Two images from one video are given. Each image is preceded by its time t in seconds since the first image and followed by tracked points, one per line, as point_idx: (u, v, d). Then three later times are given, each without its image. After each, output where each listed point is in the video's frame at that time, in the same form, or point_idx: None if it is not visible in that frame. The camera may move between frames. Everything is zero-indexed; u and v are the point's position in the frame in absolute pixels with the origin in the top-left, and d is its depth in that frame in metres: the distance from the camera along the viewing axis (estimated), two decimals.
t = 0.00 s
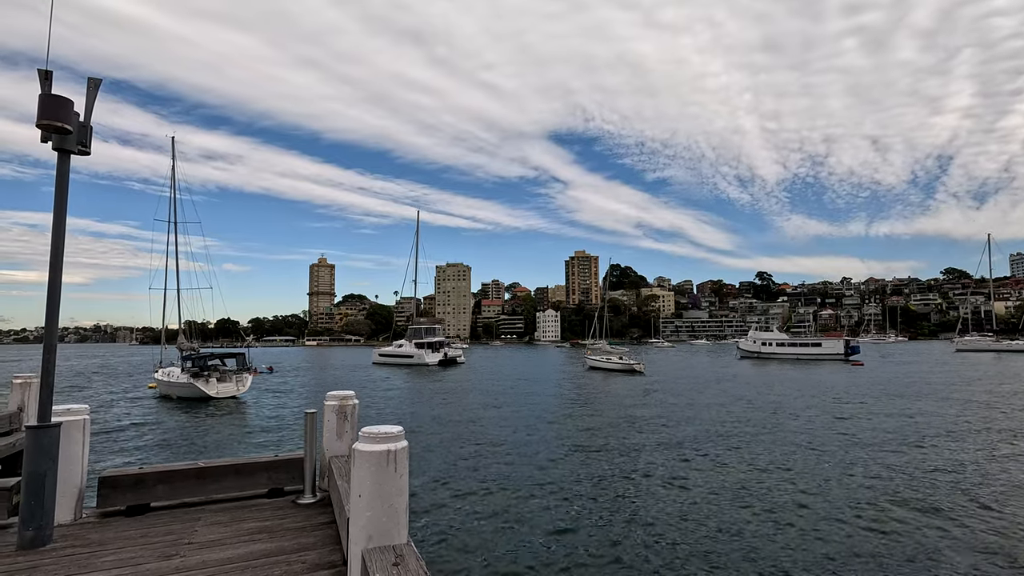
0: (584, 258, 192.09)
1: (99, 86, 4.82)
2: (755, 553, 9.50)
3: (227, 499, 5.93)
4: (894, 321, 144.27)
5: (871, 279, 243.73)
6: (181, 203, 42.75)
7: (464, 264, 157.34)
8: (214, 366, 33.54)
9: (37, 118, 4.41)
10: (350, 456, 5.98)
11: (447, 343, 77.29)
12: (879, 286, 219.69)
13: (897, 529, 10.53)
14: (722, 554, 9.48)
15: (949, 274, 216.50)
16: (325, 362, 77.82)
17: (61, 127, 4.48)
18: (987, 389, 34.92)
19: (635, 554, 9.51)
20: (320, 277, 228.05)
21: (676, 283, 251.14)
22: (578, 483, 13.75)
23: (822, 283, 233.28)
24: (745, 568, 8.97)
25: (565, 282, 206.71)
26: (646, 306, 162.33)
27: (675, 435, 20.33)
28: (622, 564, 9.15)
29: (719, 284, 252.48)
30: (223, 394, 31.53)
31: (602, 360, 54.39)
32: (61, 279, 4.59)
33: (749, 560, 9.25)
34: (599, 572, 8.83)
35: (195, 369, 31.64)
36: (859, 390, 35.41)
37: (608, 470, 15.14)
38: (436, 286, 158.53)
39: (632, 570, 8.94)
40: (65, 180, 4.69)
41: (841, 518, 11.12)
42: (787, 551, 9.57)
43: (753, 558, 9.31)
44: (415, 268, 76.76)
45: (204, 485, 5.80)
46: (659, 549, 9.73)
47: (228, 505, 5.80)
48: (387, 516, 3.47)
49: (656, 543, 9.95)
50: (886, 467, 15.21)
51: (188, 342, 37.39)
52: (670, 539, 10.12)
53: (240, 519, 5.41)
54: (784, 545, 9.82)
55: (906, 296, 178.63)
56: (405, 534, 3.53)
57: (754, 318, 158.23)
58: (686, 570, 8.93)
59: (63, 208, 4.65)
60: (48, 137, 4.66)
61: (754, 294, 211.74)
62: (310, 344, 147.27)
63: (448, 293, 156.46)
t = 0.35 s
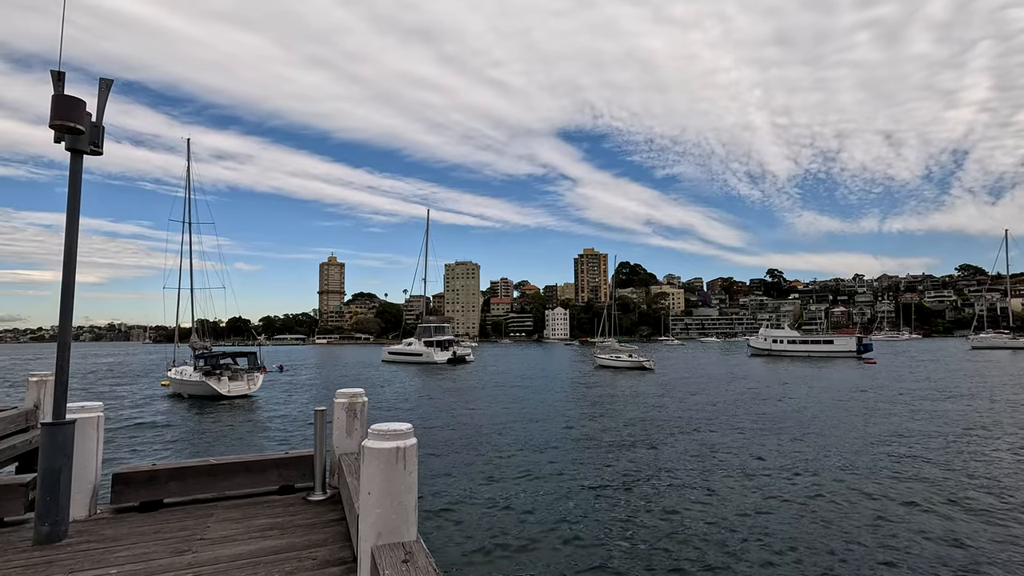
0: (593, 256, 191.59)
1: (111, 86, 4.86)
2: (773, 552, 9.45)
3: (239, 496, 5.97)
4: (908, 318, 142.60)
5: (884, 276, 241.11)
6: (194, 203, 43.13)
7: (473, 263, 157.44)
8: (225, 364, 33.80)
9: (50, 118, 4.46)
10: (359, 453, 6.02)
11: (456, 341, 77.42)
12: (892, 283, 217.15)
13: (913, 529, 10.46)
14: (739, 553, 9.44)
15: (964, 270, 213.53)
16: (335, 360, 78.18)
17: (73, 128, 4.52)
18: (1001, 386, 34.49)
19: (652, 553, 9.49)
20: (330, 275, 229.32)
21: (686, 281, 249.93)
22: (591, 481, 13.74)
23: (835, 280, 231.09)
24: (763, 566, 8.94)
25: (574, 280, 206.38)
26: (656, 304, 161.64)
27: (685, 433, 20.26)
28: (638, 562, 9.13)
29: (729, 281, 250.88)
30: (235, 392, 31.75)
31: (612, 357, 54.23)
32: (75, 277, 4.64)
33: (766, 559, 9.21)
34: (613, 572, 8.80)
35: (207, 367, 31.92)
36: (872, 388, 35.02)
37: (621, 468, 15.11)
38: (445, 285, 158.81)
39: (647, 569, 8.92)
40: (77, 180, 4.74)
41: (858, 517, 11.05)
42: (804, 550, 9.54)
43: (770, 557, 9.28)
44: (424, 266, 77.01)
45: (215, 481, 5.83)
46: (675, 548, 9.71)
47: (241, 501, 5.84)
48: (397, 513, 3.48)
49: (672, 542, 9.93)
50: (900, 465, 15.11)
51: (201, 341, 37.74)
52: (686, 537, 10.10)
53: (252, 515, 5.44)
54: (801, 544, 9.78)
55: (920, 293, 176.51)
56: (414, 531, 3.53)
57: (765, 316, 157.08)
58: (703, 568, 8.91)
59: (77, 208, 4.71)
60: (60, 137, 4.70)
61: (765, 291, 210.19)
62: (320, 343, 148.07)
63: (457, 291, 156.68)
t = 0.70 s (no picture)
0: (598, 254, 191.23)
1: (118, 85, 4.88)
2: (790, 551, 9.38)
3: (246, 493, 5.99)
4: (917, 315, 141.52)
5: (894, 274, 239.31)
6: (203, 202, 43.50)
7: (479, 261, 157.62)
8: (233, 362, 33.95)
9: (59, 118, 4.48)
10: (366, 451, 6.03)
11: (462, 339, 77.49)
12: (901, 280, 215.34)
13: (929, 528, 10.38)
14: (756, 551, 9.38)
15: (974, 267, 211.55)
16: (341, 359, 78.39)
17: (81, 127, 4.54)
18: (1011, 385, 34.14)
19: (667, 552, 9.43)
20: (337, 274, 230.19)
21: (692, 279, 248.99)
22: (601, 480, 13.66)
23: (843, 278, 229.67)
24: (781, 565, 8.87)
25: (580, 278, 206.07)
26: (662, 302, 161.17)
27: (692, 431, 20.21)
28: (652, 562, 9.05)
29: (735, 279, 249.84)
30: (242, 390, 31.89)
31: (618, 355, 54.09)
32: (84, 277, 4.67)
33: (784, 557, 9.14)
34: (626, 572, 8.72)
35: (215, 366, 32.09)
36: (880, 386, 34.78)
37: (631, 466, 15.02)
38: (451, 282, 159.00)
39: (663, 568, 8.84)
40: (85, 179, 4.76)
41: (873, 515, 10.98)
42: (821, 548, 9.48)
43: (787, 555, 9.22)
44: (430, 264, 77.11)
45: (223, 479, 5.86)
46: (681, 545, 9.70)
47: (248, 498, 5.86)
48: (402, 511, 3.48)
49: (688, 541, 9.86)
50: (910, 463, 15.05)
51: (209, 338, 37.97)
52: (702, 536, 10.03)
53: (259, 513, 5.47)
54: (819, 543, 9.69)
55: (929, 291, 175.04)
56: (420, 529, 3.54)
57: (772, 314, 156.31)
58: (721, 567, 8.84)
59: (86, 207, 4.74)
60: (69, 136, 4.72)
61: (772, 289, 209.12)
62: (326, 341, 148.67)
63: (463, 289, 156.90)
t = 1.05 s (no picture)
0: (604, 252, 190.95)
1: (125, 84, 4.89)
2: (810, 550, 9.34)
3: (253, 490, 6.03)
4: (925, 313, 140.52)
5: (902, 271, 237.54)
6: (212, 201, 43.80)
7: (485, 259, 157.79)
8: (240, 360, 34.13)
9: (65, 117, 4.51)
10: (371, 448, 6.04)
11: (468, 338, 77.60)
12: (910, 278, 213.75)
13: (928, 524, 10.44)
14: (770, 549, 9.38)
15: (984, 264, 209.72)
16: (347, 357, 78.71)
17: (88, 126, 4.56)
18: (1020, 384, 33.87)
19: (687, 551, 9.38)
20: (343, 272, 230.96)
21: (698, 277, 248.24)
22: (611, 478, 13.63)
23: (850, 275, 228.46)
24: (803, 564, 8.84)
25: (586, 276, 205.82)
26: (668, 300, 160.81)
27: (696, 429, 20.18)
28: (671, 561, 9.02)
29: (742, 277, 248.87)
30: (248, 389, 32.04)
31: (623, 354, 54.01)
32: (91, 274, 4.69)
33: (804, 556, 9.12)
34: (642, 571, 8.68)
35: (222, 363, 32.29)
36: (886, 384, 34.60)
37: (638, 465, 15.00)
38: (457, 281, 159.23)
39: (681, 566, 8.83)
40: (92, 177, 4.79)
41: (890, 514, 10.95)
42: (840, 547, 9.46)
43: (806, 554, 9.21)
44: (436, 263, 77.35)
45: (229, 476, 5.88)
46: (680, 541, 9.79)
47: (254, 495, 5.89)
48: (408, 508, 3.48)
49: (704, 538, 9.85)
50: (919, 461, 15.07)
51: (217, 336, 38.24)
52: (719, 534, 10.01)
53: (266, 510, 5.49)
54: (836, 541, 9.68)
55: (938, 289, 173.65)
56: (425, 527, 3.53)
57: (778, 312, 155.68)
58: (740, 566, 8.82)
59: (92, 206, 4.76)
60: (76, 136, 4.75)
61: (779, 287, 207.89)
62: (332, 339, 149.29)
63: (468, 288, 157.00)
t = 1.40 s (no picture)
0: (609, 250, 190.70)
1: (131, 84, 4.91)
2: (830, 551, 9.25)
3: (259, 489, 6.04)
4: (934, 311, 139.31)
5: (910, 269, 235.83)
6: (220, 200, 44.12)
7: (490, 258, 157.86)
8: (247, 359, 34.33)
9: (72, 116, 4.53)
10: (377, 446, 6.04)
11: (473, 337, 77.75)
12: (918, 275, 212.12)
13: (937, 523, 10.38)
14: (777, 548, 9.35)
15: (993, 262, 207.84)
16: (353, 356, 79.09)
17: (95, 126, 4.58)
18: None
19: (706, 552, 9.27)
20: (349, 271, 231.94)
21: (704, 276, 247.54)
22: (623, 478, 13.53)
23: (857, 274, 227.14)
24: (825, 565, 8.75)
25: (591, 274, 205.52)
26: (674, 298, 160.38)
27: (703, 428, 20.07)
28: (689, 562, 8.93)
29: (748, 275, 247.79)
30: (255, 387, 32.20)
31: (629, 353, 53.91)
32: (98, 274, 4.72)
33: (825, 557, 9.02)
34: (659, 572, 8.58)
35: (230, 362, 32.51)
36: (893, 382, 34.43)
37: (648, 464, 14.88)
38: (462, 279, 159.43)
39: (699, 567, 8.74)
40: (100, 177, 4.81)
41: (907, 514, 10.86)
42: (861, 547, 9.36)
43: (814, 553, 9.16)
44: (441, 262, 77.57)
45: (236, 474, 5.91)
46: (687, 540, 9.74)
47: (260, 493, 5.91)
48: (413, 506, 3.48)
49: (721, 538, 9.77)
50: (931, 460, 14.98)
51: (224, 335, 38.53)
52: (737, 534, 9.91)
53: (272, 508, 5.50)
54: (844, 540, 9.65)
55: (947, 286, 172.20)
56: (431, 524, 3.53)
57: (785, 310, 154.92)
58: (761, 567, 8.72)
59: (99, 206, 4.78)
60: (84, 135, 4.78)
61: (786, 285, 206.88)
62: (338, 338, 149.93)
63: (473, 287, 157.25)
